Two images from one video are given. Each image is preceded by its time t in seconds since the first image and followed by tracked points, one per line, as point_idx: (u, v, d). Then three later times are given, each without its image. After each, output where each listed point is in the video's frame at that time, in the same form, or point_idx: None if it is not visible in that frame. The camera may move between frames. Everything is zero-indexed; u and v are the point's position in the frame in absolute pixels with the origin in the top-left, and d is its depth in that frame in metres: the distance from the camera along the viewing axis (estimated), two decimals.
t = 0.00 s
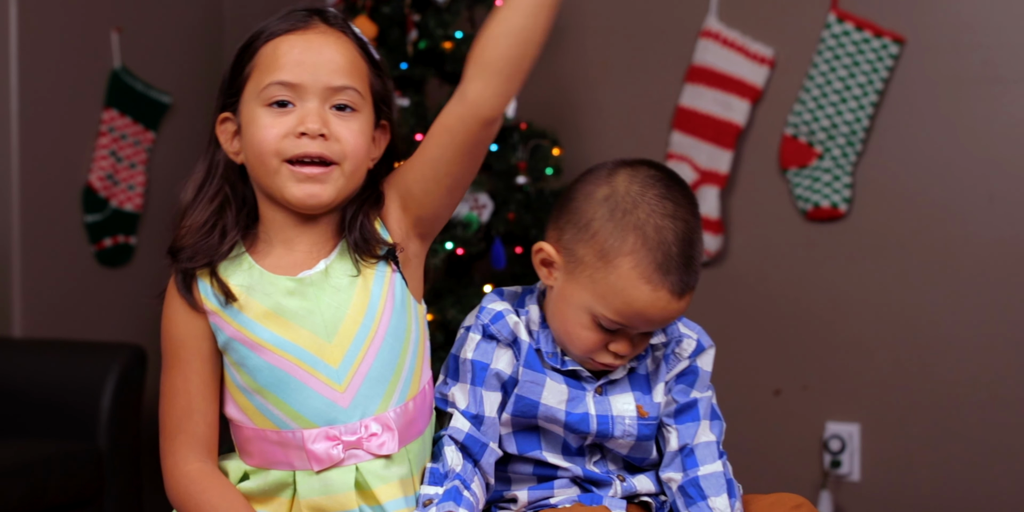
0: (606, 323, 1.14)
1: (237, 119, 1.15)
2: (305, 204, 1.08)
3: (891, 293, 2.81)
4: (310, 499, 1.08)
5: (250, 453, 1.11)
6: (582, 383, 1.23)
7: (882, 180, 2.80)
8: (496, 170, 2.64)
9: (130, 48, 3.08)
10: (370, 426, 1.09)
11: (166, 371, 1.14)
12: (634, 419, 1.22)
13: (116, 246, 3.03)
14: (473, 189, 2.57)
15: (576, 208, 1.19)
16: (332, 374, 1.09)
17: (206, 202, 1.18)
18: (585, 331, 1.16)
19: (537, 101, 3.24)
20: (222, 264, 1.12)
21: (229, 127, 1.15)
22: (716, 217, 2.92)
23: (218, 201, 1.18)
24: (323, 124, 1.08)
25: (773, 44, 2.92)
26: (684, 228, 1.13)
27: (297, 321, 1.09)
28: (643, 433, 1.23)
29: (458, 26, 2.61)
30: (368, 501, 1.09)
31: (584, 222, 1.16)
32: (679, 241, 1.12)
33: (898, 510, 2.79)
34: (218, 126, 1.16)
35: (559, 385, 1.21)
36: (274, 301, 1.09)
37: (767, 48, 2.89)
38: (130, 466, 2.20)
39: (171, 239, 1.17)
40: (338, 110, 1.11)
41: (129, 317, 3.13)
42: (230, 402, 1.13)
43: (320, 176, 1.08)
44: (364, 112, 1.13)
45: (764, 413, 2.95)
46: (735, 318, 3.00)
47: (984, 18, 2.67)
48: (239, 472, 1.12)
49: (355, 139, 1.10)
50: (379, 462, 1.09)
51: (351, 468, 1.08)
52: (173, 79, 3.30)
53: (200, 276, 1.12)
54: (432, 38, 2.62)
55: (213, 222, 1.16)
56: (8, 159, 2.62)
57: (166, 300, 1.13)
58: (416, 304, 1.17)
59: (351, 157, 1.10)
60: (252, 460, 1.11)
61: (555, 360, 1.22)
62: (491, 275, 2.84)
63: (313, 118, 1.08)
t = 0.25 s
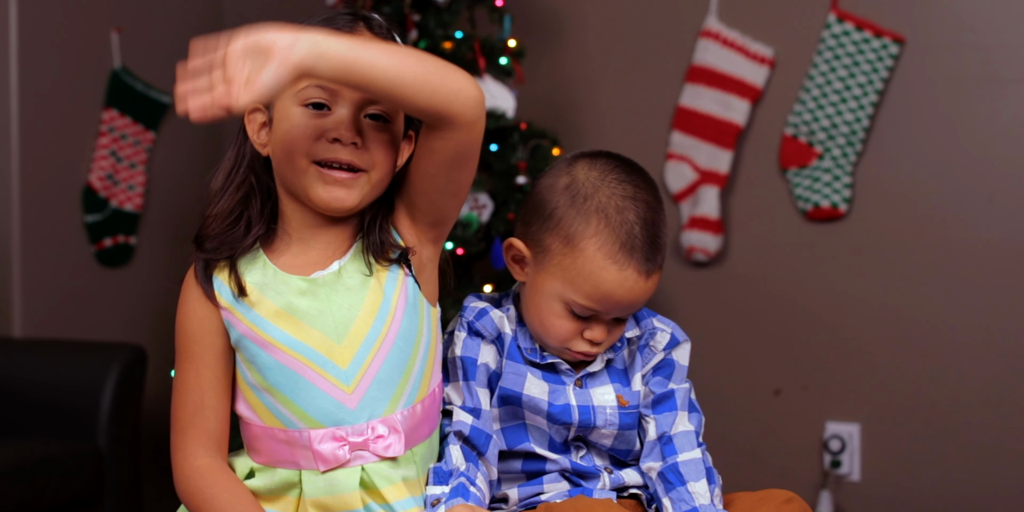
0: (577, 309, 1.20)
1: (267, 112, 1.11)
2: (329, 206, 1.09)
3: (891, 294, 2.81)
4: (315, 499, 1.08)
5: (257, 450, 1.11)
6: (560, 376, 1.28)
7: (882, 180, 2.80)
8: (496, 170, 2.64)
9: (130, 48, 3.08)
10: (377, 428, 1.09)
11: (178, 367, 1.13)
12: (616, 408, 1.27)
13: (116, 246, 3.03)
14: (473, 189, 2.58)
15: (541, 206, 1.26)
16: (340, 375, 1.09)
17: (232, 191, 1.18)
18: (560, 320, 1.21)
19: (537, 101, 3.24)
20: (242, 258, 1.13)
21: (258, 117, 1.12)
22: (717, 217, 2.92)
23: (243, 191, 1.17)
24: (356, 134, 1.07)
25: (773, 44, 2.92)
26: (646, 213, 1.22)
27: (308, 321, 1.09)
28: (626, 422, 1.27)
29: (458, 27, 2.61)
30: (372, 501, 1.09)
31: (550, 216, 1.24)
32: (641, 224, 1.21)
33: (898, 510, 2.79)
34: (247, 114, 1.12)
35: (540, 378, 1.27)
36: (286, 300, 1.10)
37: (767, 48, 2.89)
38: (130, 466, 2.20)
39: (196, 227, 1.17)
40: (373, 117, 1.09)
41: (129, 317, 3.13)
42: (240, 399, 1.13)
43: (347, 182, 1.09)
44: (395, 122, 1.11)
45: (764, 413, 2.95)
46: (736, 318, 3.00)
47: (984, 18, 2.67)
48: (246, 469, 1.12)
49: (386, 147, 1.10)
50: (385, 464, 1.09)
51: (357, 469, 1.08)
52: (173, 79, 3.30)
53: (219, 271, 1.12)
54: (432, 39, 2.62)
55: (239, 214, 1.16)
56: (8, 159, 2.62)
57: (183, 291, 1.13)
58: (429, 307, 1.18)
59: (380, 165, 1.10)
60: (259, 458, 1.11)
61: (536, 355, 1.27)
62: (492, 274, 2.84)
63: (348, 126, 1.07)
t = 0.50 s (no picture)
0: (568, 303, 1.20)
1: (265, 113, 1.15)
2: (319, 208, 1.10)
3: (891, 293, 2.81)
4: (313, 498, 1.08)
5: (253, 452, 1.11)
6: (553, 373, 1.27)
7: (882, 180, 2.80)
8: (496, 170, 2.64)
9: (130, 48, 3.08)
10: (373, 426, 1.09)
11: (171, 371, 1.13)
12: (608, 405, 1.27)
13: (116, 246, 3.03)
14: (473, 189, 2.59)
15: (531, 202, 1.27)
16: (335, 374, 1.09)
17: (227, 188, 1.18)
18: (551, 313, 1.21)
19: (537, 101, 3.24)
20: (236, 258, 1.13)
21: (254, 117, 1.16)
22: (716, 217, 2.92)
23: (238, 189, 1.18)
24: (353, 140, 1.09)
25: (773, 44, 2.92)
26: (636, 207, 1.23)
27: (303, 322, 1.09)
28: (619, 419, 1.28)
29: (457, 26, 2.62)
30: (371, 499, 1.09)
31: (541, 212, 1.24)
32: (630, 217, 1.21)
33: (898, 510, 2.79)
34: (243, 114, 1.16)
35: (533, 375, 1.27)
36: (280, 301, 1.10)
37: (767, 48, 2.89)
38: (130, 466, 2.20)
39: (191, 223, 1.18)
40: (370, 129, 1.12)
41: (129, 317, 3.14)
42: (234, 399, 1.13)
43: (341, 186, 1.09)
44: (391, 134, 1.15)
45: (764, 413, 2.95)
46: (736, 318, 3.00)
47: (984, 18, 2.67)
48: (241, 470, 1.12)
49: (381, 158, 1.12)
50: (383, 462, 1.09)
51: (353, 468, 1.08)
52: (173, 80, 3.30)
53: (214, 269, 1.12)
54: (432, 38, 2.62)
55: (234, 212, 1.16)
56: (8, 160, 2.62)
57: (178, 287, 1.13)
58: (421, 309, 1.18)
59: (374, 175, 1.12)
60: (255, 459, 1.11)
61: (529, 352, 1.27)
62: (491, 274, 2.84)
63: (344, 133, 1.09)
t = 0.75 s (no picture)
0: (577, 295, 1.29)
1: (251, 123, 1.21)
2: (312, 214, 1.16)
3: (891, 293, 2.81)
4: (320, 493, 1.13)
5: (258, 453, 1.16)
6: (559, 364, 1.37)
7: (882, 180, 2.80)
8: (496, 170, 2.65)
9: (130, 48, 3.08)
10: (378, 421, 1.15)
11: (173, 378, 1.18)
12: (616, 398, 1.36)
13: (116, 246, 3.03)
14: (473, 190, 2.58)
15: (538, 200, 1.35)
16: (339, 370, 1.15)
17: (218, 196, 1.23)
18: (562, 305, 1.31)
19: (537, 101, 3.24)
20: (233, 263, 1.18)
21: (242, 126, 1.22)
22: (716, 217, 2.93)
23: (230, 196, 1.23)
24: (338, 147, 1.15)
25: (773, 44, 2.92)
26: (641, 201, 1.32)
27: (307, 321, 1.16)
28: (626, 411, 1.37)
29: (458, 27, 2.61)
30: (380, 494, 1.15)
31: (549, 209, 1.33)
32: (637, 213, 1.30)
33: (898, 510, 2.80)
34: (229, 123, 1.22)
35: (537, 367, 1.36)
36: (284, 301, 1.16)
37: (767, 48, 2.89)
38: (129, 466, 2.20)
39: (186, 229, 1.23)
40: (353, 132, 1.18)
41: (129, 317, 3.13)
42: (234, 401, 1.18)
43: (329, 193, 1.16)
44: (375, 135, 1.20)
45: (764, 413, 2.95)
46: (736, 318, 3.00)
47: (984, 18, 2.67)
48: (244, 471, 1.16)
49: (366, 160, 1.18)
50: (388, 458, 1.15)
51: (360, 463, 1.14)
52: (173, 79, 3.30)
53: (212, 276, 1.17)
54: (432, 38, 2.62)
55: (226, 218, 1.21)
56: (8, 159, 2.62)
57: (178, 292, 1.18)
58: (414, 309, 1.25)
59: (361, 178, 1.18)
60: (260, 460, 1.16)
61: (535, 346, 1.37)
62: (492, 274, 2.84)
63: (329, 139, 1.15)
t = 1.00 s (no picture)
0: (605, 267, 1.22)
1: (303, 137, 1.30)
2: (373, 220, 1.24)
3: (891, 293, 2.81)
4: (312, 474, 1.27)
5: (268, 426, 1.32)
6: (604, 390, 1.29)
7: (882, 180, 2.80)
8: (496, 170, 2.64)
9: (130, 48, 3.07)
10: (386, 426, 1.29)
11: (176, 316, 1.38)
12: (663, 420, 1.28)
13: (116, 245, 3.03)
14: (473, 189, 2.59)
15: (546, 194, 1.30)
16: (369, 371, 1.30)
17: (277, 208, 1.37)
18: (596, 285, 1.22)
19: (537, 101, 3.24)
20: (285, 264, 1.32)
21: (297, 141, 1.32)
22: (716, 216, 2.93)
23: (287, 209, 1.37)
24: (389, 148, 1.23)
25: (773, 44, 2.92)
26: (630, 153, 1.28)
27: (350, 316, 1.31)
28: (675, 433, 1.29)
29: (458, 27, 2.61)
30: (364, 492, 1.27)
31: (561, 195, 1.27)
32: (645, 174, 1.25)
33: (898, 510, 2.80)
34: (287, 141, 1.32)
35: (579, 401, 1.28)
36: (332, 291, 1.31)
37: (767, 48, 2.89)
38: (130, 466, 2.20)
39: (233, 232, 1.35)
40: (401, 133, 1.26)
41: (129, 317, 3.14)
42: (256, 366, 1.35)
43: (385, 196, 1.24)
44: (425, 131, 1.29)
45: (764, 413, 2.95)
46: (736, 318, 3.00)
47: (985, 18, 2.67)
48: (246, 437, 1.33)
49: (416, 160, 1.26)
50: (383, 465, 1.28)
51: (358, 459, 1.28)
52: (172, 78, 3.30)
53: (269, 271, 1.32)
54: (432, 38, 2.61)
55: (283, 229, 1.35)
56: (8, 159, 2.61)
57: (224, 280, 1.33)
58: (454, 318, 1.37)
59: (413, 179, 1.26)
60: (267, 432, 1.32)
61: (576, 366, 1.29)
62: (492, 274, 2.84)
63: (379, 143, 1.23)
